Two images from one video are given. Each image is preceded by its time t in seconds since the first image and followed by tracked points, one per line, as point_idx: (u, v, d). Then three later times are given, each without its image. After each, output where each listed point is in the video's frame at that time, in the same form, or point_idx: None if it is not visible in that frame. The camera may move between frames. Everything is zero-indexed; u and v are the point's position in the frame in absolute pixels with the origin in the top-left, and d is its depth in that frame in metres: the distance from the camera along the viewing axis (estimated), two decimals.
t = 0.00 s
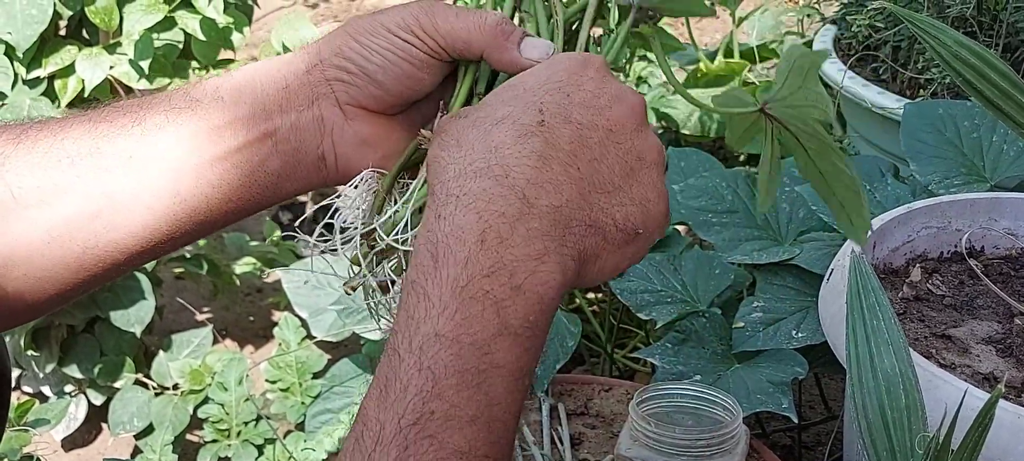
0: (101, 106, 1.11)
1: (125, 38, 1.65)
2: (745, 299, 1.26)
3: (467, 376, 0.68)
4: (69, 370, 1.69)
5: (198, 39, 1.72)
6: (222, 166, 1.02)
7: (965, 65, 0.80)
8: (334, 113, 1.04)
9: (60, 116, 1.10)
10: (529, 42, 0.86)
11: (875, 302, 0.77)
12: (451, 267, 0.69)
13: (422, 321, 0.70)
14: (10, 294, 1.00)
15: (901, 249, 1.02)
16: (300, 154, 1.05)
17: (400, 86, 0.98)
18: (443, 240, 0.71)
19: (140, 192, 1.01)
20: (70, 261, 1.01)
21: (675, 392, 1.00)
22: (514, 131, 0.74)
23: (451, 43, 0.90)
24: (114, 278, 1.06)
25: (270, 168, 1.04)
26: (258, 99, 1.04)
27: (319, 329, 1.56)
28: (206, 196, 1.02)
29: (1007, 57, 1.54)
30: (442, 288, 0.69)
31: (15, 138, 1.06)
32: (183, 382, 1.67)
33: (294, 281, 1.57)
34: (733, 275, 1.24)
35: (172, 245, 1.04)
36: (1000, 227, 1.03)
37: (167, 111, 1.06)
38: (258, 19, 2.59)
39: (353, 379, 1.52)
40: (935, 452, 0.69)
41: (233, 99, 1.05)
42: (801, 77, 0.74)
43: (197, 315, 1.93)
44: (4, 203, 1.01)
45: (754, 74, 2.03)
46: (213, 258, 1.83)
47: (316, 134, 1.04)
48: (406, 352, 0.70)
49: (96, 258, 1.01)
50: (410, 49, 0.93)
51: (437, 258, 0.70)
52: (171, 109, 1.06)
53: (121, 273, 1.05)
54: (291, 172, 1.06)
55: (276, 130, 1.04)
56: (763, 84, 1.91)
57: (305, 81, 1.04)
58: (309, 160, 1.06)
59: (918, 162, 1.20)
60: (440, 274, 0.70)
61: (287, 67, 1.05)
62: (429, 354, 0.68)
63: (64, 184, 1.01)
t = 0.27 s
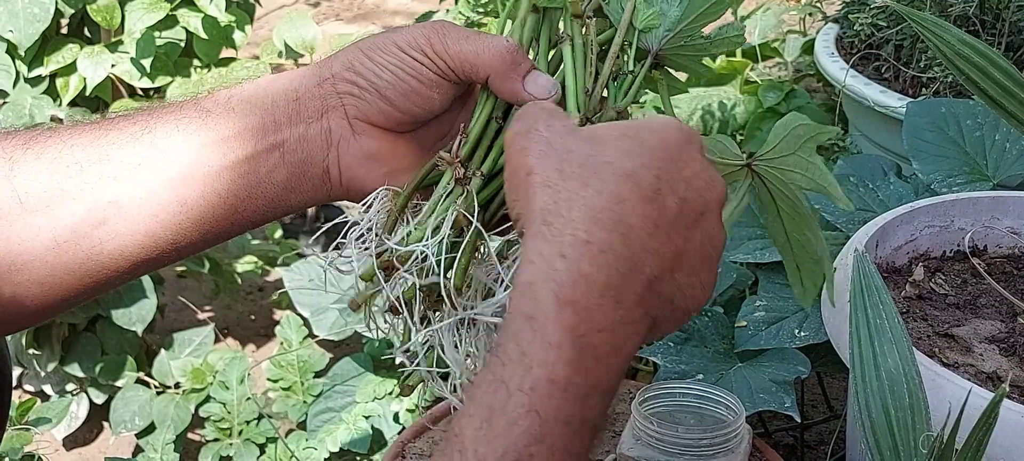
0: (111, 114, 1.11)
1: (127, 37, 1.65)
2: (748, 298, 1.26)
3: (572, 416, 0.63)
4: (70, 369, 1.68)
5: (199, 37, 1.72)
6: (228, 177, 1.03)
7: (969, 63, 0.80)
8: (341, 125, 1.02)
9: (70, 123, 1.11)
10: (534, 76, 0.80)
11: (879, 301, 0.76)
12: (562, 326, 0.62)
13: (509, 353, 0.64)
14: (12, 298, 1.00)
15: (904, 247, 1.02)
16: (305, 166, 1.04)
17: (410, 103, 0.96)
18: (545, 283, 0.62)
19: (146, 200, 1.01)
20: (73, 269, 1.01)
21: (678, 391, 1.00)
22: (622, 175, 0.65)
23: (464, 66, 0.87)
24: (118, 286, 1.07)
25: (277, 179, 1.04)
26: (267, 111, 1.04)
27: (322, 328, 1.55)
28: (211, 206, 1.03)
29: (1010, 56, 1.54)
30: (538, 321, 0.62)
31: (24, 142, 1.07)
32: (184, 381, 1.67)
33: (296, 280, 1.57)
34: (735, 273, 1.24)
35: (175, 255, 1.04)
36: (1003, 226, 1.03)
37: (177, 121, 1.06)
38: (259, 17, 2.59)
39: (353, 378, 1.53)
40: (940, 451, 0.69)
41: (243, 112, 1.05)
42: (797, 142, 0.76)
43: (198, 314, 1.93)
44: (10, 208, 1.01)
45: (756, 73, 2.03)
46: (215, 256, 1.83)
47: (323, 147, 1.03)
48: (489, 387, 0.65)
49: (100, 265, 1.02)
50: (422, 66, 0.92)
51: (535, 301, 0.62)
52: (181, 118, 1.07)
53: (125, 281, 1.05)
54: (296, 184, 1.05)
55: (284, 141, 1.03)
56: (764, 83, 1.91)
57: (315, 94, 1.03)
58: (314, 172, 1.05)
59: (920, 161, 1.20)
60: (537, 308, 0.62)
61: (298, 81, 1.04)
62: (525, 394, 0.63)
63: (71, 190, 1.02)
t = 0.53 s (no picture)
0: (116, 119, 1.11)
1: (128, 37, 1.65)
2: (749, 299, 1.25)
3: None
4: (71, 369, 1.68)
5: (200, 37, 1.72)
6: (235, 178, 1.02)
7: (971, 64, 0.80)
8: (351, 127, 1.04)
9: (74, 127, 1.10)
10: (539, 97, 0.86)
11: (880, 302, 0.77)
12: (667, 391, 0.62)
13: (608, 411, 0.61)
14: (18, 302, 0.98)
15: (906, 248, 1.02)
16: (315, 167, 1.04)
17: (420, 106, 0.99)
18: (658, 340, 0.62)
19: (155, 201, 1.00)
20: (81, 271, 1.00)
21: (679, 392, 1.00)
22: (727, 227, 0.66)
23: (475, 76, 0.91)
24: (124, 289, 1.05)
25: (284, 181, 1.04)
26: (276, 113, 1.04)
27: (323, 328, 1.55)
28: (219, 207, 1.02)
29: (1011, 56, 1.54)
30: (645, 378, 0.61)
31: (29, 146, 1.06)
32: (185, 382, 1.67)
33: (297, 280, 1.57)
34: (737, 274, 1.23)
35: (184, 257, 1.03)
36: (1005, 227, 1.02)
37: (185, 123, 1.06)
38: (261, 17, 2.59)
39: (354, 379, 1.52)
40: (943, 452, 0.69)
41: (252, 116, 1.05)
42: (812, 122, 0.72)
43: (199, 314, 1.93)
44: (17, 211, 0.99)
45: (756, 74, 2.02)
46: (216, 257, 1.83)
47: (332, 149, 1.04)
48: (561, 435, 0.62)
49: (109, 268, 1.00)
50: (432, 70, 0.95)
51: (645, 359, 0.61)
52: (189, 121, 1.07)
53: (132, 284, 1.04)
54: (304, 186, 1.05)
55: (293, 142, 1.04)
56: (765, 83, 1.91)
57: (326, 96, 1.04)
58: (324, 175, 1.05)
59: (922, 161, 1.20)
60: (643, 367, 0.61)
61: (309, 85, 1.05)
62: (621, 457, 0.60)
63: (78, 191, 1.00)
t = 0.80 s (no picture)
0: (113, 108, 1.12)
1: (129, 36, 1.65)
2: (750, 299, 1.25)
3: None
4: (72, 368, 1.68)
5: (201, 37, 1.72)
6: (233, 156, 1.03)
7: (973, 63, 0.80)
8: (344, 100, 1.04)
9: (71, 116, 1.10)
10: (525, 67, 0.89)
11: (884, 303, 0.77)
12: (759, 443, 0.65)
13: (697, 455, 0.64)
14: (20, 281, 0.98)
15: (907, 248, 1.02)
16: (309, 141, 1.05)
17: (408, 77, 0.99)
18: (756, 396, 0.64)
19: (155, 180, 1.00)
20: (82, 250, 0.99)
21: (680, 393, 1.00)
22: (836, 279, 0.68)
23: (461, 45, 0.93)
24: (125, 271, 1.05)
25: (280, 155, 1.04)
26: (270, 89, 1.06)
27: (324, 328, 1.55)
28: (219, 186, 1.03)
29: (1013, 55, 1.54)
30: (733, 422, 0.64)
31: (27, 134, 1.06)
32: (186, 381, 1.67)
33: (298, 280, 1.57)
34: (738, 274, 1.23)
35: (184, 236, 1.04)
36: (1007, 227, 1.02)
37: (182, 108, 1.07)
38: (262, 17, 2.59)
39: (355, 379, 1.53)
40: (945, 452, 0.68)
41: (248, 93, 1.06)
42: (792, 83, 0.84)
43: (200, 314, 1.93)
44: (16, 192, 0.99)
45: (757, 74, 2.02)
46: (216, 256, 1.83)
47: (326, 122, 1.04)
48: None
49: (110, 247, 1.00)
50: (422, 39, 0.96)
51: (746, 416, 0.64)
52: (185, 104, 1.08)
53: (132, 265, 1.04)
54: (299, 160, 1.05)
55: (286, 117, 1.04)
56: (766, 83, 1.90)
57: (320, 72, 1.05)
58: (317, 149, 1.05)
59: (923, 161, 1.20)
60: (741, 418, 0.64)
61: (303, 62, 1.07)
62: None
63: (78, 172, 1.00)
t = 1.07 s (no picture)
0: (105, 99, 1.13)
1: (129, 36, 1.65)
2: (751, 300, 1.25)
3: None
4: (72, 369, 1.68)
5: (201, 37, 1.72)
6: (229, 139, 1.05)
7: (974, 64, 0.79)
8: (335, 77, 1.06)
9: (65, 108, 1.11)
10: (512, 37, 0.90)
11: (884, 304, 0.78)
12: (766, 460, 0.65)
13: None
14: (20, 271, 0.97)
15: (908, 248, 1.01)
16: (303, 120, 1.08)
17: (398, 52, 1.02)
18: (765, 416, 0.64)
19: (154, 165, 1.02)
20: (82, 237, 0.99)
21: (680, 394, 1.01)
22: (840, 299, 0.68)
23: (446, 20, 0.95)
24: (124, 259, 1.05)
25: (275, 134, 1.06)
26: (263, 71, 1.08)
27: (324, 329, 1.55)
28: (217, 170, 1.04)
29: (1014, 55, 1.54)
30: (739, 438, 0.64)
31: (23, 125, 1.06)
32: (186, 381, 1.67)
33: (298, 280, 1.57)
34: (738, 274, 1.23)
35: (183, 222, 1.05)
36: (1007, 227, 1.02)
37: (176, 94, 1.09)
38: (262, 17, 2.59)
39: (355, 379, 1.53)
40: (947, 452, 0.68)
41: (240, 77, 1.08)
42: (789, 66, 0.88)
43: (200, 314, 1.93)
44: (14, 179, 0.99)
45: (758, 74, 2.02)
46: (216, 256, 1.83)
47: (318, 100, 1.07)
48: None
49: (110, 233, 1.00)
50: (410, 14, 0.98)
51: (756, 434, 0.64)
52: (178, 91, 1.10)
53: (132, 252, 1.04)
54: (294, 140, 1.08)
55: (280, 97, 1.07)
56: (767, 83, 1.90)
57: (311, 52, 1.07)
58: (311, 127, 1.08)
59: (923, 162, 1.19)
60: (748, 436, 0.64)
61: (291, 43, 1.09)
62: None
63: (76, 159, 1.01)
